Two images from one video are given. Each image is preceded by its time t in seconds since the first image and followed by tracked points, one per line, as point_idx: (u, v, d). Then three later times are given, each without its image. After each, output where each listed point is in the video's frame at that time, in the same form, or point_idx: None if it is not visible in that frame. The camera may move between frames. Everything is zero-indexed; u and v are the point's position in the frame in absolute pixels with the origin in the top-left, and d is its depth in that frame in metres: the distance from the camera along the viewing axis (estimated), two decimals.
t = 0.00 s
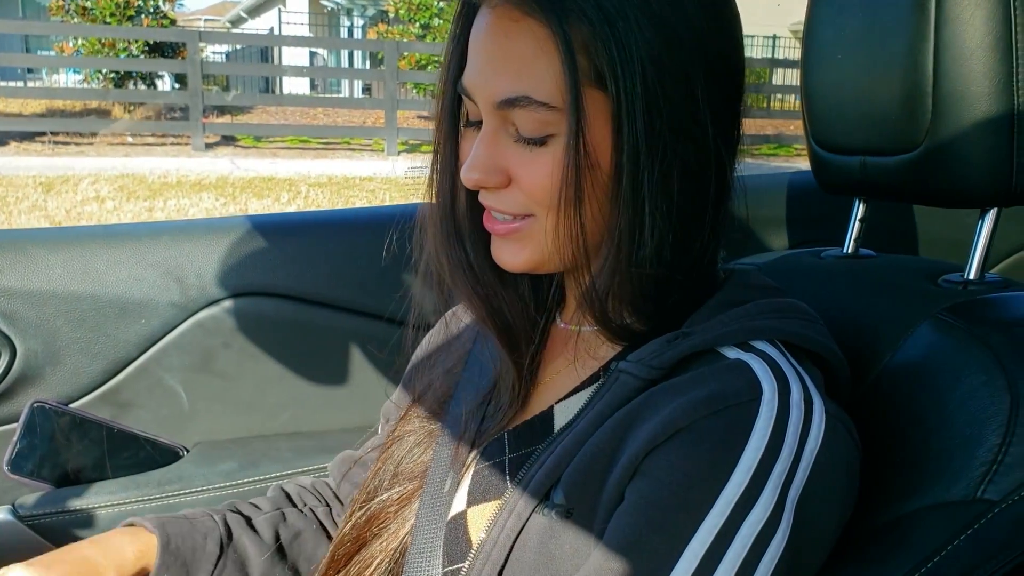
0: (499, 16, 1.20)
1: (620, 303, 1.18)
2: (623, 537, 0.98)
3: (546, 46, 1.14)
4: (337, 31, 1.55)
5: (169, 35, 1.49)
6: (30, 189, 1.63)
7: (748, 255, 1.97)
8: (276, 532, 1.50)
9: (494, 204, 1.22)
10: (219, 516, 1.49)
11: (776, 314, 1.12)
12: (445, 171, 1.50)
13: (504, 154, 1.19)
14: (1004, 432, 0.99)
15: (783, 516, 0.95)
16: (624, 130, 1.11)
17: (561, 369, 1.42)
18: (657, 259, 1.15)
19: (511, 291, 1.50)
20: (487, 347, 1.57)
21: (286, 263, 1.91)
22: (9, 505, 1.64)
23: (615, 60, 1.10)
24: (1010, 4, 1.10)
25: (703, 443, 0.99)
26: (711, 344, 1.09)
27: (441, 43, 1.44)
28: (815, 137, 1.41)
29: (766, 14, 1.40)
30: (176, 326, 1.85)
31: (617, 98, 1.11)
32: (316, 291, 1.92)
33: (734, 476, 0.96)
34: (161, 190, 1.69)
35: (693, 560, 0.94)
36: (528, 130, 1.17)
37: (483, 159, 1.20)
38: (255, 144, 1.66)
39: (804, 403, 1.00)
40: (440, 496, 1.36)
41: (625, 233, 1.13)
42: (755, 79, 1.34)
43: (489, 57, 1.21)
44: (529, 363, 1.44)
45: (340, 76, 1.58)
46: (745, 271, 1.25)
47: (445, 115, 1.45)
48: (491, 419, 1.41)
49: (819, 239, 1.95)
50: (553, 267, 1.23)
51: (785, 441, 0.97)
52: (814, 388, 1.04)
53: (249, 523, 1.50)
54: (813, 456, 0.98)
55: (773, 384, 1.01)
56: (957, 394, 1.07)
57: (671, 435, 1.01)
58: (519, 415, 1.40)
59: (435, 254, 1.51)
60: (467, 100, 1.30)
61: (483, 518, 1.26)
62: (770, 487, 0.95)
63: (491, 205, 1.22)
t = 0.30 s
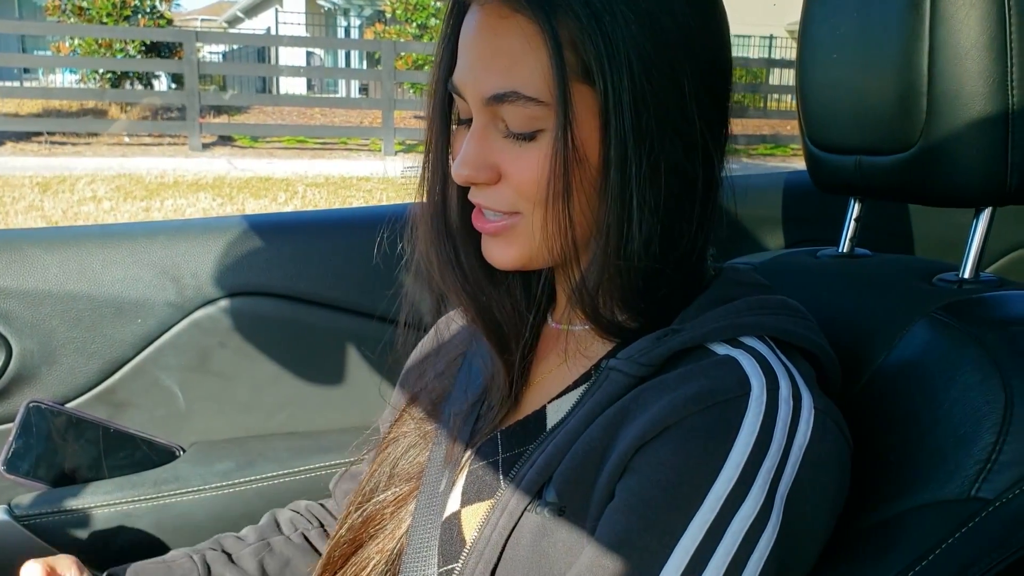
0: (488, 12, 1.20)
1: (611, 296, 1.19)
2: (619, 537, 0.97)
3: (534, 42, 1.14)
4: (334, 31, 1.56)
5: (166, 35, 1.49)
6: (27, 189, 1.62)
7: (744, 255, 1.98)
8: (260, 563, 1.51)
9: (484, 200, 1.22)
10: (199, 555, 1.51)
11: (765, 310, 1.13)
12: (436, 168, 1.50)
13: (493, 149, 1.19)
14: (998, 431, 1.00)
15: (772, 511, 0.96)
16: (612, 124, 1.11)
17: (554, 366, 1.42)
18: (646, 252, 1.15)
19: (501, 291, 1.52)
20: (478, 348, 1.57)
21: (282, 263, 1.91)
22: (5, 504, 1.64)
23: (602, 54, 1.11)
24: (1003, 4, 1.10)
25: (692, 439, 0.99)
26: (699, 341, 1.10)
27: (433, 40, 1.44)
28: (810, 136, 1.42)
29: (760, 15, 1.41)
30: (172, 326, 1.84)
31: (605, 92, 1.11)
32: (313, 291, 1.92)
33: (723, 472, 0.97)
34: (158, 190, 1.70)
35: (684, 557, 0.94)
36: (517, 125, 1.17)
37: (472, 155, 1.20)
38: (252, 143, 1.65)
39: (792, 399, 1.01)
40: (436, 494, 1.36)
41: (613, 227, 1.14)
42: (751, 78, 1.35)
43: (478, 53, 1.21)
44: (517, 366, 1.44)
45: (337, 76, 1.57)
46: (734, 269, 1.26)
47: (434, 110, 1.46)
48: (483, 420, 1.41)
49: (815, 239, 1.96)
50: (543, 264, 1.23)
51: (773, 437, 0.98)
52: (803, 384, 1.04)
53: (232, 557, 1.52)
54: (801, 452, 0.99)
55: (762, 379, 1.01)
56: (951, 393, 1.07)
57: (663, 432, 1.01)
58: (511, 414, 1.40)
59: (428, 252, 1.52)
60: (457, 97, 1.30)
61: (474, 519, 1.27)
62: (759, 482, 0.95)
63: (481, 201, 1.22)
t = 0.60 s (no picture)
0: None
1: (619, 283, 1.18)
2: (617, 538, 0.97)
3: (552, 20, 1.15)
4: (330, 31, 1.54)
5: (160, 35, 1.48)
6: (22, 189, 1.62)
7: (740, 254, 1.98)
8: (273, 561, 1.51)
9: (488, 184, 1.21)
10: (216, 547, 1.50)
11: (760, 310, 1.13)
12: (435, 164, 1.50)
13: (504, 131, 1.19)
14: (993, 431, 1.00)
15: (767, 512, 0.95)
16: (626, 104, 1.11)
17: (555, 363, 1.41)
18: (655, 239, 1.15)
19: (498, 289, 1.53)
20: (473, 348, 1.57)
21: (278, 264, 1.90)
22: None
23: (619, 35, 1.12)
24: (998, 4, 1.11)
25: (686, 440, 0.99)
26: (694, 341, 1.10)
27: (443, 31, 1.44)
28: (806, 137, 1.42)
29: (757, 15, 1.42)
30: (166, 327, 1.84)
31: (621, 73, 1.11)
32: (307, 292, 1.92)
33: (717, 472, 0.97)
34: (154, 191, 1.70)
35: (679, 557, 0.94)
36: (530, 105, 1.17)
37: (483, 136, 1.20)
38: (249, 144, 1.64)
39: (787, 398, 1.01)
40: (430, 497, 1.35)
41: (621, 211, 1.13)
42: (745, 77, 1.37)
43: (491, 35, 1.21)
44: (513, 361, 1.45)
45: (332, 76, 1.58)
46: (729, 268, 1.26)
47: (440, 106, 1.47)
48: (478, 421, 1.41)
49: (810, 238, 1.96)
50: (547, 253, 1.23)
51: (768, 436, 0.98)
52: (797, 383, 1.05)
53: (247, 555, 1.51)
54: (796, 453, 0.99)
55: (757, 379, 1.02)
56: (947, 393, 1.08)
57: (658, 430, 1.02)
58: (507, 414, 1.40)
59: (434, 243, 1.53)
60: (462, 81, 1.30)
61: (469, 520, 1.26)
62: (754, 482, 0.95)
63: (485, 185, 1.21)
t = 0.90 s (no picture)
0: None
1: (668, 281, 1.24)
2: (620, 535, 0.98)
3: (665, 17, 1.26)
4: (336, 34, 1.55)
5: (167, 38, 1.49)
6: (30, 192, 1.62)
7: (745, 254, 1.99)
8: (271, 555, 1.52)
9: (594, 170, 1.27)
10: (214, 539, 1.50)
11: (760, 306, 1.14)
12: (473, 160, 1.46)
13: (614, 120, 1.27)
14: (995, 431, 1.01)
15: (760, 491, 0.94)
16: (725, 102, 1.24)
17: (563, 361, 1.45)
18: (728, 231, 1.25)
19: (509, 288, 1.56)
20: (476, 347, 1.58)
21: (282, 266, 1.91)
22: (6, 509, 1.64)
23: (712, 32, 1.25)
24: (999, 3, 1.11)
25: (677, 423, 1.01)
26: (692, 336, 1.11)
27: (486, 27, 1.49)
28: (807, 137, 1.43)
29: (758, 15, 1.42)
30: (172, 329, 1.85)
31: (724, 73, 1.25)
32: (313, 294, 1.93)
33: (708, 451, 0.98)
34: (161, 195, 1.72)
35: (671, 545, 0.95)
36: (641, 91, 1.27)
37: (595, 123, 1.27)
38: (254, 147, 1.63)
39: (780, 383, 1.01)
40: (434, 500, 1.36)
41: (707, 196, 1.23)
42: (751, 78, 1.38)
43: (590, 27, 1.29)
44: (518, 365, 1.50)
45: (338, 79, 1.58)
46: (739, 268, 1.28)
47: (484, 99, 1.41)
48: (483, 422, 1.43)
49: (814, 238, 1.97)
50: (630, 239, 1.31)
51: (761, 419, 0.98)
52: (794, 373, 1.04)
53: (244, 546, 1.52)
54: (790, 439, 0.98)
55: (749, 363, 1.02)
56: (950, 393, 1.08)
57: (651, 414, 1.04)
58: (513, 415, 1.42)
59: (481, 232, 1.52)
60: (546, 65, 1.33)
61: (474, 516, 1.27)
62: (745, 462, 0.95)
63: (592, 172, 1.27)
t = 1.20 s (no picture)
0: None
1: (665, 289, 1.23)
2: (619, 537, 0.98)
3: (667, 23, 1.26)
4: (330, 35, 1.54)
5: (160, 40, 1.49)
6: (23, 196, 1.63)
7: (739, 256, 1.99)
8: (262, 560, 1.51)
9: (594, 175, 1.27)
10: (202, 544, 1.51)
11: (761, 311, 1.13)
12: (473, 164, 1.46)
13: (613, 125, 1.27)
14: (989, 432, 1.01)
15: (765, 500, 0.94)
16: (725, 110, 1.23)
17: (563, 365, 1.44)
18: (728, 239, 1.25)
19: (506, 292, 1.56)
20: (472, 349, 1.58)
21: (275, 269, 1.91)
22: None
23: (716, 39, 1.24)
24: (991, 4, 1.12)
25: (680, 431, 1.01)
26: (693, 343, 1.11)
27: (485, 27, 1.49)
28: (800, 138, 1.43)
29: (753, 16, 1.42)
30: (165, 333, 1.84)
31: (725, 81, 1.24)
32: (306, 297, 1.92)
33: (712, 459, 0.97)
34: (154, 198, 1.75)
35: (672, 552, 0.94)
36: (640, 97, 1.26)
37: (593, 129, 1.27)
38: (249, 147, 1.65)
39: (783, 391, 1.01)
40: (431, 503, 1.35)
41: (708, 203, 1.22)
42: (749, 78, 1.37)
43: (591, 30, 1.28)
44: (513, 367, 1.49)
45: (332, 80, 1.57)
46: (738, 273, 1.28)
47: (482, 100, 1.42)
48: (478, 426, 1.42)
49: (808, 239, 1.97)
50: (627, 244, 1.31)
51: (764, 426, 0.98)
52: (796, 379, 1.04)
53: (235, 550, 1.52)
54: (795, 448, 0.98)
55: (752, 372, 1.02)
56: (944, 394, 1.08)
57: (653, 423, 1.04)
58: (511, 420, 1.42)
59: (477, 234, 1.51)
60: (546, 67, 1.33)
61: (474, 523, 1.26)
62: (749, 469, 0.95)
63: (591, 177, 1.27)
